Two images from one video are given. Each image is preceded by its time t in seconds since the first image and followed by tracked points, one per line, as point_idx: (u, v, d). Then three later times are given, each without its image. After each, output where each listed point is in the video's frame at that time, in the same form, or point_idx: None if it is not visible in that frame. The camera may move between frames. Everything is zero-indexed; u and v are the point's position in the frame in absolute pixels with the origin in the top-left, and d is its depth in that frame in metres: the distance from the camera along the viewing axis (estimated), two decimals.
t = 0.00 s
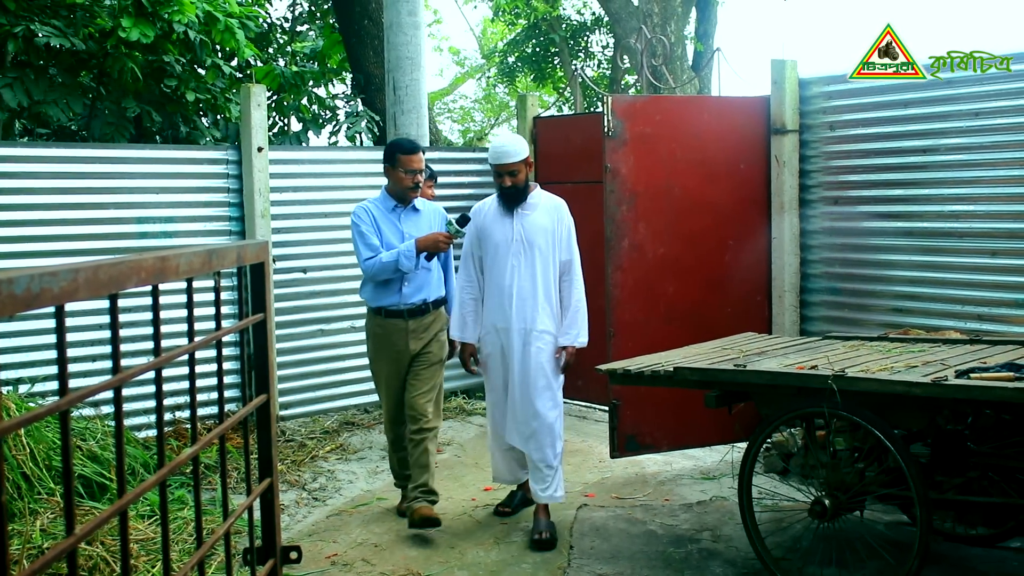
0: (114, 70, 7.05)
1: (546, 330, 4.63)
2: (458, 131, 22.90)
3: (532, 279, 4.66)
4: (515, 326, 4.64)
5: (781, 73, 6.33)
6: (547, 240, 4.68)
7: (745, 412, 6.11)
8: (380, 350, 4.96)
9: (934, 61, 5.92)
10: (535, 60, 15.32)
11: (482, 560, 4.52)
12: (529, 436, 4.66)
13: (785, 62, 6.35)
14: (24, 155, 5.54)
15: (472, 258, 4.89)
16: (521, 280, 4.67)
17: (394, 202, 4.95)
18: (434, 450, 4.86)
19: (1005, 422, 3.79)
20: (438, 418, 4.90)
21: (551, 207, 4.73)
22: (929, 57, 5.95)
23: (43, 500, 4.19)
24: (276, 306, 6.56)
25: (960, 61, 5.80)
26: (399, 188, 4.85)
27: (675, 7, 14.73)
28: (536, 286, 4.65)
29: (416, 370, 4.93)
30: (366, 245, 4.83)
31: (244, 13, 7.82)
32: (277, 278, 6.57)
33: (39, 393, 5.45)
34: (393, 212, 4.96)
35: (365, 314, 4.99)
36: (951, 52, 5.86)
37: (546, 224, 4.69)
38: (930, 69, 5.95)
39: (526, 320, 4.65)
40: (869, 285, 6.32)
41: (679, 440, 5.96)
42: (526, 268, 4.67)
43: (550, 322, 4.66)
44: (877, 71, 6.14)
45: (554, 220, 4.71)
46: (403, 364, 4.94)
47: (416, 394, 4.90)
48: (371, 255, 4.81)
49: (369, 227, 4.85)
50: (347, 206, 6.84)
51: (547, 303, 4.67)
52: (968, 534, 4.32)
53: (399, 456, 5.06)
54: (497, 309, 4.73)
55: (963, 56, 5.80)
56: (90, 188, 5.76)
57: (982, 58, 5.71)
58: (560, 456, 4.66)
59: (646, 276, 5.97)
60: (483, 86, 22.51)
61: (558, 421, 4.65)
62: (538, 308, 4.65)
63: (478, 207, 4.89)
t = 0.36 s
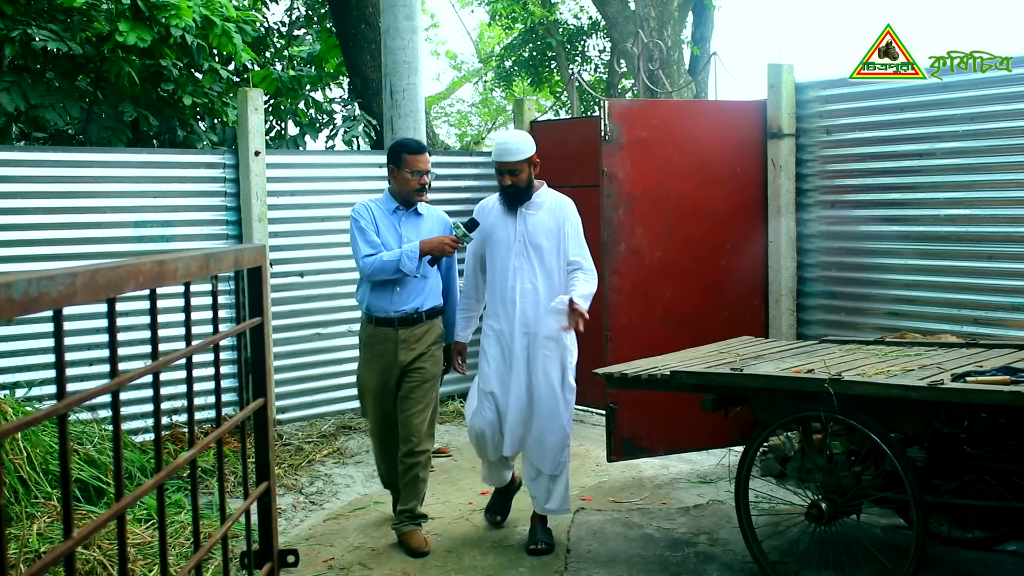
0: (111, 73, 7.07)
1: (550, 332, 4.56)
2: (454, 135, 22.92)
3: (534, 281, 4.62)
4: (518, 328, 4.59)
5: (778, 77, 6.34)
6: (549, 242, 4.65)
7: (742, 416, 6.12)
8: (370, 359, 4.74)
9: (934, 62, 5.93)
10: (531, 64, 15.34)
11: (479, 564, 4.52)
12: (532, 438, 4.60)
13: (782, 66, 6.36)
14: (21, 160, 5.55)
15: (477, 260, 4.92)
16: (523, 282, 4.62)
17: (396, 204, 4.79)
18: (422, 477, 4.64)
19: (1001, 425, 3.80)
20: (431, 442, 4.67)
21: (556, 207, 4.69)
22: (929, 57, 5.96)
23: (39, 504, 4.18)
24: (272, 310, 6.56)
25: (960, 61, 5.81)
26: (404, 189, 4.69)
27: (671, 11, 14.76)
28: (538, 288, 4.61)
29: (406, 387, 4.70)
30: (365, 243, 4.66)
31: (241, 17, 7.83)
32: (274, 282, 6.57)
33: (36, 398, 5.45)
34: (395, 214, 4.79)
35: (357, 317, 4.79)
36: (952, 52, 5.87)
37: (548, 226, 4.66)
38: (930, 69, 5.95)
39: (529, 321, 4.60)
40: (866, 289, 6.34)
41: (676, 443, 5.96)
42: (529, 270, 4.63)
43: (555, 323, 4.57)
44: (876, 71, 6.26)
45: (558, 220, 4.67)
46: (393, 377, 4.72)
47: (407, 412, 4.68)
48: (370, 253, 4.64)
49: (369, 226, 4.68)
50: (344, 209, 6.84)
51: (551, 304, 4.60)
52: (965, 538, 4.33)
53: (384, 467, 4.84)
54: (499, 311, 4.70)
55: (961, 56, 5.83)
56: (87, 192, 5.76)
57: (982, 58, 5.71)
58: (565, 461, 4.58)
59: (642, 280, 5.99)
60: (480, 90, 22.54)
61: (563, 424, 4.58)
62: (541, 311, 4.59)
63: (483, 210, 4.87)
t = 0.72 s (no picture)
0: (109, 76, 7.08)
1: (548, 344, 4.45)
2: (452, 138, 22.93)
3: (531, 292, 4.45)
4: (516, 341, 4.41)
5: (774, 81, 6.37)
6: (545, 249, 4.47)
7: (740, 419, 6.12)
8: (366, 363, 4.53)
9: (934, 61, 5.95)
10: (529, 67, 15.29)
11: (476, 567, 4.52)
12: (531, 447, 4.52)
13: (779, 69, 6.38)
14: (19, 163, 5.54)
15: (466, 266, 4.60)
16: (520, 293, 4.43)
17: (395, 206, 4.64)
18: (420, 487, 4.66)
19: (998, 428, 3.80)
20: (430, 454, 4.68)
21: (548, 210, 4.51)
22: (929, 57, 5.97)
23: (36, 507, 4.18)
24: (270, 312, 6.56)
25: (960, 61, 5.81)
26: (398, 191, 4.54)
27: (669, 14, 14.77)
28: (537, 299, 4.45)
29: (406, 397, 4.60)
30: (363, 249, 4.52)
31: (238, 20, 7.83)
32: (272, 285, 6.58)
33: (33, 401, 5.45)
34: (394, 217, 4.65)
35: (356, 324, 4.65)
36: (951, 52, 5.88)
37: (543, 232, 4.47)
38: (930, 69, 5.96)
39: (528, 331, 4.44)
40: (863, 291, 6.35)
41: (674, 446, 5.97)
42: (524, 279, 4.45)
43: (552, 331, 4.46)
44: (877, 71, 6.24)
45: (552, 223, 4.49)
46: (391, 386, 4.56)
47: (407, 423, 4.61)
48: (367, 260, 4.50)
49: (367, 231, 4.55)
50: (342, 212, 6.84)
51: (549, 312, 4.47)
52: (962, 541, 4.33)
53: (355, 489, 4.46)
54: (494, 322, 4.46)
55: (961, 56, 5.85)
56: (85, 195, 5.76)
57: (982, 58, 5.71)
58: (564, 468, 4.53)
59: (640, 283, 6.00)
60: (478, 93, 22.56)
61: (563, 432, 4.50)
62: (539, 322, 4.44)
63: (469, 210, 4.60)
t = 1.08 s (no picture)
0: (108, 78, 7.08)
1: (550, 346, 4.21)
2: (451, 140, 22.93)
3: (534, 295, 4.21)
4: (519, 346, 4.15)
5: (773, 83, 6.37)
6: (545, 248, 4.26)
7: (739, 421, 6.12)
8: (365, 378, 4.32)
9: (934, 61, 5.97)
10: (528, 69, 15.31)
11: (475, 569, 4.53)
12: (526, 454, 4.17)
13: (777, 72, 6.40)
14: (19, 165, 5.55)
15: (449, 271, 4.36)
16: (522, 296, 4.19)
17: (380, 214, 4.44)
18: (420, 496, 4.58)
19: (997, 431, 3.80)
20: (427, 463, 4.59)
21: (542, 208, 4.32)
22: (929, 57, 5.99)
23: (35, 509, 4.18)
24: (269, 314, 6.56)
25: (960, 61, 5.84)
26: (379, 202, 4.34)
27: (668, 17, 14.79)
28: (539, 301, 4.21)
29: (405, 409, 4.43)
30: (351, 263, 4.30)
31: (237, 22, 7.83)
32: (271, 287, 6.58)
33: (32, 403, 5.45)
34: (382, 227, 4.46)
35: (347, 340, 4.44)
36: (951, 52, 5.90)
37: (542, 231, 4.27)
38: (930, 69, 5.98)
39: (531, 336, 4.17)
40: (862, 294, 6.35)
41: (673, 449, 5.97)
42: (526, 282, 4.21)
43: (554, 334, 4.26)
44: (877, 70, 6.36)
45: (548, 222, 4.30)
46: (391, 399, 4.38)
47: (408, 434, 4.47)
48: (358, 275, 4.29)
49: (354, 244, 4.35)
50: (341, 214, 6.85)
51: (551, 315, 4.25)
52: (961, 543, 4.33)
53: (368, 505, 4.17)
54: (494, 329, 4.20)
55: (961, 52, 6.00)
56: (84, 197, 5.77)
57: (982, 58, 5.73)
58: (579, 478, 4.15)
59: (639, 285, 5.98)
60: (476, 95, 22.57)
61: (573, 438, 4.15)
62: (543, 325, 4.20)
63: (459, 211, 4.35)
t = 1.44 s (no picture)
0: (108, 80, 7.08)
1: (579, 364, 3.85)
2: (450, 142, 22.91)
3: (562, 307, 3.87)
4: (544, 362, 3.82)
5: (773, 86, 6.38)
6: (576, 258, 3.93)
7: (738, 423, 6.12)
8: (352, 391, 4.15)
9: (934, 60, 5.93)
10: (528, 71, 15.34)
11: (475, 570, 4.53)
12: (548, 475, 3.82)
13: (777, 74, 6.40)
14: (19, 166, 5.55)
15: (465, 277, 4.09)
16: (549, 308, 3.86)
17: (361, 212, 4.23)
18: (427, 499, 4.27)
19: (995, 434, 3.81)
20: (432, 463, 4.34)
21: (574, 216, 3.99)
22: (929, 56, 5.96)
23: (35, 510, 4.18)
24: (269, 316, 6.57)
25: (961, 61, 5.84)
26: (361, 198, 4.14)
27: (667, 19, 14.82)
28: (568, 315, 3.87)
29: (398, 415, 4.25)
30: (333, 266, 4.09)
31: (237, 23, 7.83)
32: (271, 289, 6.58)
33: (32, 404, 5.45)
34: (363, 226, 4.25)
35: (329, 347, 4.25)
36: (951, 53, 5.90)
37: (573, 240, 3.94)
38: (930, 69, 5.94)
39: (557, 352, 3.83)
40: (861, 296, 6.36)
41: (672, 451, 5.97)
42: (554, 294, 3.87)
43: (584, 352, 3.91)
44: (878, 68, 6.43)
45: (580, 232, 3.97)
46: (383, 410, 4.20)
47: (405, 440, 4.23)
48: (341, 278, 4.09)
49: (335, 245, 4.13)
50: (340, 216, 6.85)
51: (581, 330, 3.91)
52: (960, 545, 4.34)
53: (363, 523, 4.16)
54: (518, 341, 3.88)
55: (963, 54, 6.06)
56: (85, 199, 5.77)
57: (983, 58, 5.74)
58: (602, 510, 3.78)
59: (639, 287, 5.99)
60: (476, 97, 22.57)
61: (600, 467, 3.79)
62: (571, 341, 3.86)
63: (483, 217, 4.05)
